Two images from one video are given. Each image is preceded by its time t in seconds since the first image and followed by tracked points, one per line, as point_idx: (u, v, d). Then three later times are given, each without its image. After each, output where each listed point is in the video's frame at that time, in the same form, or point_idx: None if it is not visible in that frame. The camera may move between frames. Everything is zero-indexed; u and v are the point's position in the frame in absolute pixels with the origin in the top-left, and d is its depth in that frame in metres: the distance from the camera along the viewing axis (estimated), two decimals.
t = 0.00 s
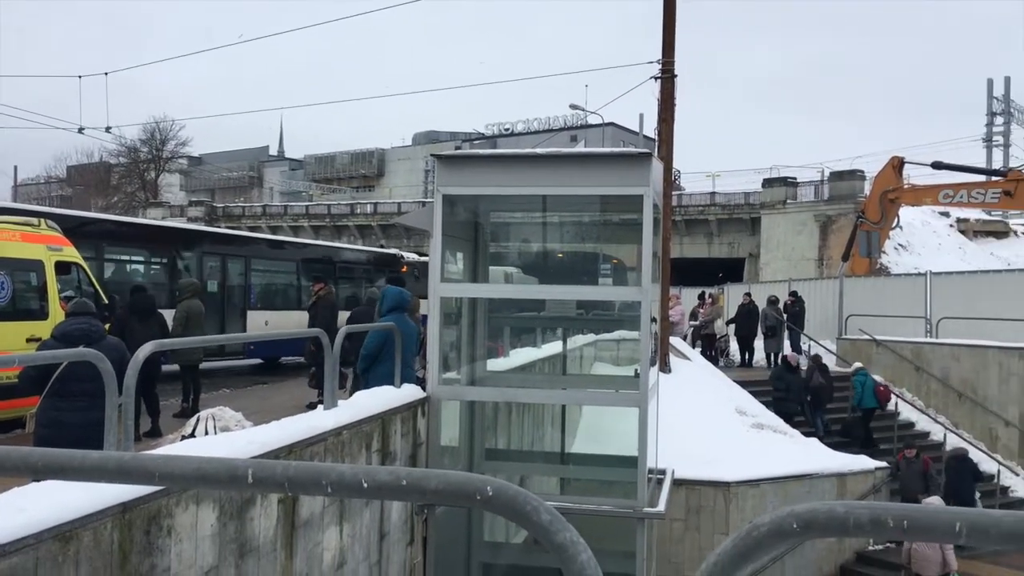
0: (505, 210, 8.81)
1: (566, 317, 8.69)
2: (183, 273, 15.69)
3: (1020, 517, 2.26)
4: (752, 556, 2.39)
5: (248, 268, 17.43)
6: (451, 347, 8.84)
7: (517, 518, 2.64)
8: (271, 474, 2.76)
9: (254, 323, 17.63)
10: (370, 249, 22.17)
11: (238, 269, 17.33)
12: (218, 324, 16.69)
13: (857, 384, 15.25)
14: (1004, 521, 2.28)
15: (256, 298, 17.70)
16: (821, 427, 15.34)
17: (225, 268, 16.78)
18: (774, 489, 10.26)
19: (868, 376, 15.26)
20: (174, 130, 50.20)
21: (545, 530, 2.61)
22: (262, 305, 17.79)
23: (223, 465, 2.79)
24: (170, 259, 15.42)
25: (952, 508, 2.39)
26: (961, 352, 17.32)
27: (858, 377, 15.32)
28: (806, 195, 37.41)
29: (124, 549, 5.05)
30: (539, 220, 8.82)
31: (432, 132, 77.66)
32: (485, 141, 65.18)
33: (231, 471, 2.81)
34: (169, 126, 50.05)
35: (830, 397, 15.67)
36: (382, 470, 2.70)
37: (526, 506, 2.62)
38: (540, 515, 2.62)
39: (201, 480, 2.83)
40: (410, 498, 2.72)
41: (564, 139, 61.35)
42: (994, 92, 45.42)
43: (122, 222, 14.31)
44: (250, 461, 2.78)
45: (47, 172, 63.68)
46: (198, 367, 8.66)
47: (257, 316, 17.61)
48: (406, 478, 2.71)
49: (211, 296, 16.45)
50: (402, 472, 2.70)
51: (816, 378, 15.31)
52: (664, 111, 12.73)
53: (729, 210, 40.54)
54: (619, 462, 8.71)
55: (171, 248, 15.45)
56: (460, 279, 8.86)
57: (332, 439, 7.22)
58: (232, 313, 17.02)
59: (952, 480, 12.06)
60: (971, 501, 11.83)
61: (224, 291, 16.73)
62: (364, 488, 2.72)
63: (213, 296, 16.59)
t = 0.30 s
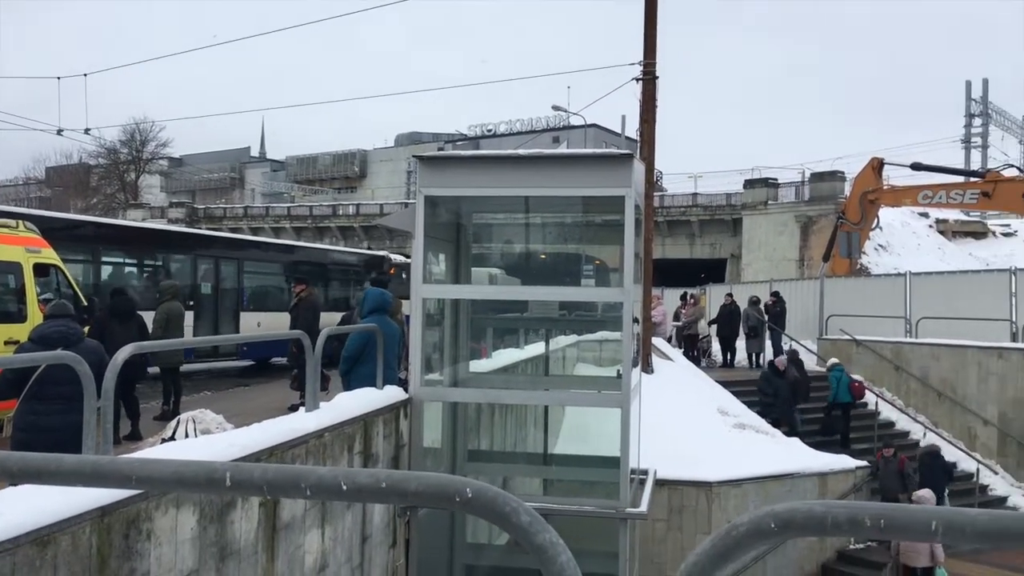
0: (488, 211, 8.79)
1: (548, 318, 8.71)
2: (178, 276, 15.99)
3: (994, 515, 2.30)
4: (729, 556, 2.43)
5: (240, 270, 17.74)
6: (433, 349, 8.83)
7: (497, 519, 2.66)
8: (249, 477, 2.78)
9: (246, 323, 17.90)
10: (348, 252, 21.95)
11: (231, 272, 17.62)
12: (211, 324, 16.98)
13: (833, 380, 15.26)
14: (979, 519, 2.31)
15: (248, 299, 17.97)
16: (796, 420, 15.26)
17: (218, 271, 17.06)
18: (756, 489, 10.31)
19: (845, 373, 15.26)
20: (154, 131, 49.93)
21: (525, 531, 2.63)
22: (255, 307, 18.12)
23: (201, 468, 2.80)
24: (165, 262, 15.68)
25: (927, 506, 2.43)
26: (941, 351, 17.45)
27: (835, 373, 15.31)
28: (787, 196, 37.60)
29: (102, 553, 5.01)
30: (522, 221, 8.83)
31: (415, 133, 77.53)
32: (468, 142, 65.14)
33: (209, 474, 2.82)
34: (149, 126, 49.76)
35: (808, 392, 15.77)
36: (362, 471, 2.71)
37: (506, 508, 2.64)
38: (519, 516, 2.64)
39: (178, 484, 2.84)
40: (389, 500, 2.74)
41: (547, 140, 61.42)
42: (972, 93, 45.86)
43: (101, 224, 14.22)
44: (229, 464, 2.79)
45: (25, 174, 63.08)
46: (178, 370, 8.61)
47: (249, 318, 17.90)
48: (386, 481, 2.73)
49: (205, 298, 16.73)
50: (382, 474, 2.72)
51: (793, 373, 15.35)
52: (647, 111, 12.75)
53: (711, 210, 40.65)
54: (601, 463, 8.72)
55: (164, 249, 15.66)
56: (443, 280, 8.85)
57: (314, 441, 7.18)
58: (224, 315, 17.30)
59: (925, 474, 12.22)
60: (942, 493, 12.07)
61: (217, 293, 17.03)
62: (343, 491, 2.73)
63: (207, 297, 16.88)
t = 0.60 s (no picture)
0: (469, 214, 8.79)
1: (530, 321, 8.71)
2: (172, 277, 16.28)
3: (966, 515, 2.36)
4: (707, 556, 2.51)
5: (233, 273, 18.07)
6: (414, 350, 8.80)
7: (474, 522, 2.67)
8: (225, 481, 2.79)
9: (239, 325, 18.15)
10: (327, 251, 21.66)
11: (224, 275, 17.94)
12: (206, 325, 17.27)
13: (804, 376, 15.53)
14: (953, 520, 2.37)
15: (241, 301, 18.26)
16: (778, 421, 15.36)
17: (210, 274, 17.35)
18: (736, 490, 10.36)
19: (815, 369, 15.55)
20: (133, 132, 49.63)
21: (501, 533, 2.65)
22: (247, 309, 18.37)
23: (177, 472, 2.81)
24: (162, 265, 16.00)
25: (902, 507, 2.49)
26: (918, 352, 17.61)
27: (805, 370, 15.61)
28: (767, 199, 37.79)
29: (79, 559, 4.97)
30: (504, 223, 8.83)
31: (397, 135, 77.41)
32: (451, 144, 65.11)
33: (185, 479, 2.83)
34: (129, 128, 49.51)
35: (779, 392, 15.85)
36: (339, 475, 2.72)
37: (483, 510, 2.67)
38: (497, 518, 2.66)
39: (153, 488, 2.85)
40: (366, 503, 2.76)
41: (529, 142, 61.53)
42: (949, 97, 46.36)
43: (79, 226, 14.13)
44: (205, 468, 2.81)
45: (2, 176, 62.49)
46: (157, 373, 8.56)
47: (242, 320, 18.13)
48: (362, 484, 2.74)
49: (199, 300, 16.99)
50: (358, 477, 2.73)
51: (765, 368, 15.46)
52: (627, 114, 12.79)
53: (692, 213, 40.78)
54: (583, 464, 8.73)
55: (159, 249, 15.97)
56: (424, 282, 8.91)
57: (294, 444, 7.16)
58: (218, 315, 17.61)
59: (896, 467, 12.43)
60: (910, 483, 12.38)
61: (210, 294, 17.33)
62: (319, 494, 2.74)
63: (201, 299, 17.15)
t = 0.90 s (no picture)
0: (449, 214, 8.81)
1: (510, 321, 8.71)
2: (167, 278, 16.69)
3: (938, 514, 2.43)
4: (684, 556, 2.56)
5: (226, 274, 18.46)
6: (394, 351, 8.78)
7: (449, 523, 2.69)
8: (198, 483, 2.78)
9: (231, 326, 18.53)
10: (307, 252, 21.56)
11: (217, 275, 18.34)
12: (198, 326, 17.62)
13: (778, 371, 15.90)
14: (924, 519, 2.43)
15: (233, 304, 18.64)
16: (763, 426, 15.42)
17: (203, 275, 17.75)
18: (715, 490, 10.42)
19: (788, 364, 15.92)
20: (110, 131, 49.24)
21: (477, 534, 2.66)
22: (239, 311, 18.75)
23: (150, 475, 2.81)
24: (156, 268, 16.39)
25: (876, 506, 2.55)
26: (895, 352, 17.77)
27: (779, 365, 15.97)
28: (746, 200, 37.97)
29: (53, 562, 4.92)
30: (484, 224, 8.83)
31: (379, 135, 77.26)
32: (432, 145, 65.07)
33: (158, 481, 2.82)
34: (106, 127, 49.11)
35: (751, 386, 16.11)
36: (314, 476, 2.73)
37: (459, 512, 2.68)
38: (473, 519, 2.68)
39: (126, 491, 2.84)
40: (341, 505, 2.77)
41: (509, 143, 61.59)
42: (925, 99, 46.78)
43: (56, 226, 14.02)
44: (178, 470, 2.80)
45: None
46: (134, 374, 8.50)
47: (234, 321, 18.51)
48: (337, 485, 2.75)
49: (192, 301, 17.37)
50: (333, 479, 2.75)
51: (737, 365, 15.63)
52: (607, 115, 12.82)
53: (672, 214, 40.94)
54: (563, 465, 8.74)
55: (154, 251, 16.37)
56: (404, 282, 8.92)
57: (272, 445, 7.12)
58: (211, 315, 17.98)
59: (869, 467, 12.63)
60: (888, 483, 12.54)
61: (203, 295, 17.68)
62: (294, 496, 2.75)
63: (193, 300, 17.51)
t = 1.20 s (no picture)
0: (427, 215, 8.84)
1: (489, 321, 8.71)
2: (159, 279, 17.00)
3: (909, 512, 2.43)
4: (655, 556, 2.57)
5: (217, 275, 18.79)
6: (372, 352, 8.76)
7: (423, 524, 2.70)
8: (168, 485, 2.78)
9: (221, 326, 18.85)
10: (287, 253, 21.57)
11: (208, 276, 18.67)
12: (189, 325, 17.92)
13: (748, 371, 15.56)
14: (895, 518, 2.43)
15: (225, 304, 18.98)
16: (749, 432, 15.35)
17: (194, 275, 18.04)
18: (693, 490, 10.46)
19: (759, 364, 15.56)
20: (86, 130, 48.81)
21: (451, 536, 2.68)
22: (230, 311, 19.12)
23: (120, 477, 2.80)
24: (149, 268, 16.70)
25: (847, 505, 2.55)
26: (871, 352, 17.90)
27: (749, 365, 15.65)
28: (725, 201, 38.12)
29: (25, 565, 4.87)
30: (464, 224, 8.83)
31: (359, 135, 77.00)
32: (411, 145, 64.94)
33: (128, 484, 2.81)
34: (82, 126, 48.73)
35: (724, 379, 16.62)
36: (286, 478, 2.74)
37: (433, 513, 2.70)
38: (446, 520, 2.69)
39: (95, 493, 2.83)
40: (314, 506, 2.77)
41: (489, 143, 61.53)
42: (901, 101, 47.17)
43: (29, 226, 13.90)
44: (148, 473, 2.79)
45: None
46: (108, 376, 8.43)
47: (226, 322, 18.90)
48: (310, 487, 2.76)
49: (183, 301, 17.66)
50: (306, 481, 2.76)
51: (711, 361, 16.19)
52: (586, 116, 12.82)
53: (651, 215, 41.11)
54: (541, 465, 8.74)
55: (147, 252, 16.67)
56: (383, 282, 8.90)
57: (249, 446, 7.07)
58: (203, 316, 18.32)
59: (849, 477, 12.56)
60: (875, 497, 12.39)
61: (195, 295, 17.98)
62: (267, 498, 2.75)
63: (185, 300, 17.81)
